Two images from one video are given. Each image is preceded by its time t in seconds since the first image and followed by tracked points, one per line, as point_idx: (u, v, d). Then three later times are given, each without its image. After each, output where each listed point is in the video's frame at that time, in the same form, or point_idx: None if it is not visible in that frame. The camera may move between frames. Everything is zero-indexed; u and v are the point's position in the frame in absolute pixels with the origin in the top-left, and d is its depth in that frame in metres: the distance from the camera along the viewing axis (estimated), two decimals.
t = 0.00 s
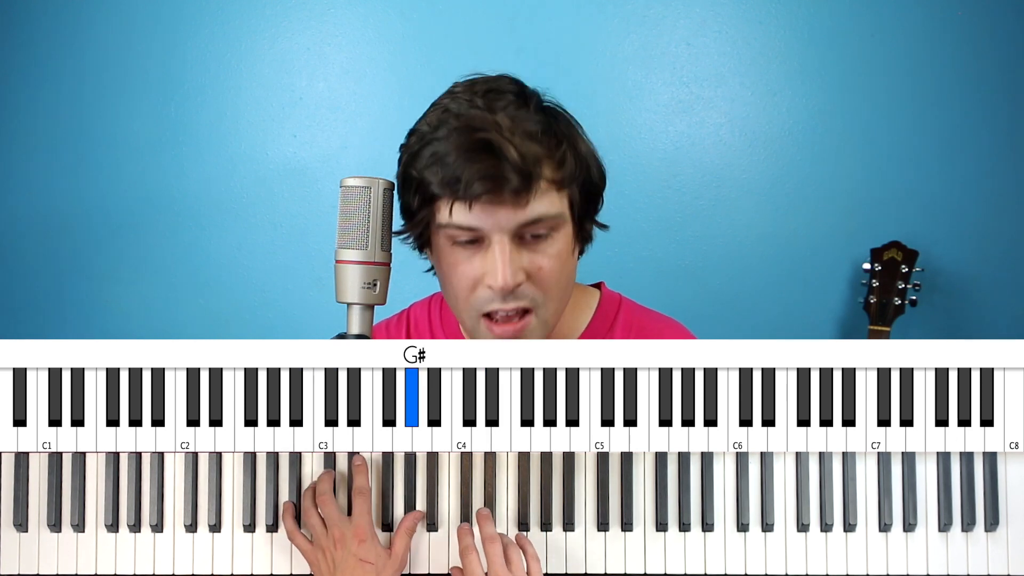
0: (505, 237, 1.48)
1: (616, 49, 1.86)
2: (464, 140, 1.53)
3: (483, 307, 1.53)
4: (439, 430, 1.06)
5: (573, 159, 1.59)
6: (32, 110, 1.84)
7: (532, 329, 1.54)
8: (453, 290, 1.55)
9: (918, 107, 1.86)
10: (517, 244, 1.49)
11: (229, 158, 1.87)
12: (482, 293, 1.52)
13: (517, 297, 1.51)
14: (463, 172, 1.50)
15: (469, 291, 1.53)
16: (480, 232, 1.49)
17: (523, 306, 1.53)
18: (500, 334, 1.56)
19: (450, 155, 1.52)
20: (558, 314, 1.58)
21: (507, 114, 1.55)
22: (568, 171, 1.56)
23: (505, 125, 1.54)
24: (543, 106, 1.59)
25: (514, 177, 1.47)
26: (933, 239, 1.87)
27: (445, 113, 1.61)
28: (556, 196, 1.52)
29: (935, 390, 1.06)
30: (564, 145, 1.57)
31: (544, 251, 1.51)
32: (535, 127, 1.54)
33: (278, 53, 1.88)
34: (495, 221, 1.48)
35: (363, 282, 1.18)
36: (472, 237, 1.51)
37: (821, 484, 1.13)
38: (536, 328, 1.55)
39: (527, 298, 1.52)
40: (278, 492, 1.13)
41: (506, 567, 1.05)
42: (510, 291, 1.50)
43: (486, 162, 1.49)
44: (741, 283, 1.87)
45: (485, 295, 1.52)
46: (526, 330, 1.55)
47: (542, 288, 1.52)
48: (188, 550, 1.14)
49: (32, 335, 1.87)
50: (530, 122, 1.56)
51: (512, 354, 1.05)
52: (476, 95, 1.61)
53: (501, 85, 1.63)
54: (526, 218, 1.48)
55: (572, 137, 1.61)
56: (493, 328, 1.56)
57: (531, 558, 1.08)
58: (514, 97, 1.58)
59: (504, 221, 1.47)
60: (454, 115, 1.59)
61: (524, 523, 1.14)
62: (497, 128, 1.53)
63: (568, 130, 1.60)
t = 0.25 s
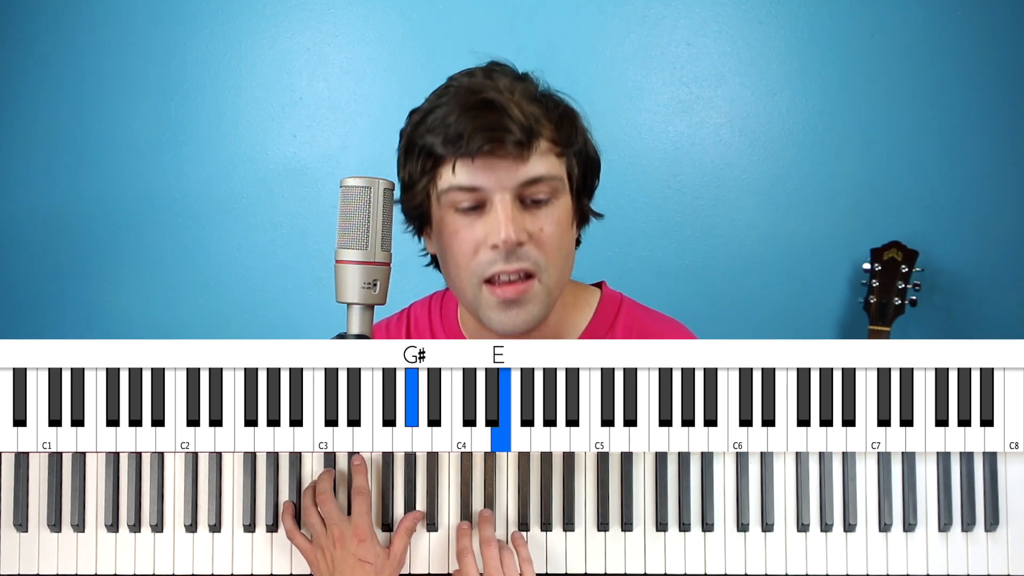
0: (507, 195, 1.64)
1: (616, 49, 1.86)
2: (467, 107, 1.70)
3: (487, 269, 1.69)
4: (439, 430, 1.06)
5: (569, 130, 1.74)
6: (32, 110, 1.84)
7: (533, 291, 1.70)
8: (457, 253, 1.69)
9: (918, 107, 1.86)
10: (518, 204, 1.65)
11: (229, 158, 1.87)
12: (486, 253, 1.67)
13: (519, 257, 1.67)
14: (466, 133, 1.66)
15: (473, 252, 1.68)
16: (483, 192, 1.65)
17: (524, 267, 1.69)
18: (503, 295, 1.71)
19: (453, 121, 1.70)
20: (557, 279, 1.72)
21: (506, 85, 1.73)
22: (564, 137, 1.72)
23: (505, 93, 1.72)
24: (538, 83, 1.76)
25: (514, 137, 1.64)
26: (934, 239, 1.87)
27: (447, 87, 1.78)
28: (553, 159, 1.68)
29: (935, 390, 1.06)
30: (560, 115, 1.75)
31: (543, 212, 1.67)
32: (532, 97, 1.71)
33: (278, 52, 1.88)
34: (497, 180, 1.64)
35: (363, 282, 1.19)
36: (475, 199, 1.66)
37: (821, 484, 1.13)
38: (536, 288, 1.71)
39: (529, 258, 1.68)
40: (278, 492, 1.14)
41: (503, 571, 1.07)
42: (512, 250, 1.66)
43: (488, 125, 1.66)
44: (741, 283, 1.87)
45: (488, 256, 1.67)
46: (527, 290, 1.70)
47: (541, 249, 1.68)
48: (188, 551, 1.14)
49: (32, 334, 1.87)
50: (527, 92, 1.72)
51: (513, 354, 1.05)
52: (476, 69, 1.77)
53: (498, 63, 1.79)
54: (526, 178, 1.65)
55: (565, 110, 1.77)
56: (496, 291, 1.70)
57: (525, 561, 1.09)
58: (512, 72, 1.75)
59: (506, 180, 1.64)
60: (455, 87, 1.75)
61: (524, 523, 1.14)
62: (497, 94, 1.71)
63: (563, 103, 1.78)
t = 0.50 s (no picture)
0: (510, 200, 1.59)
1: (616, 49, 1.86)
2: (473, 110, 1.65)
3: (487, 273, 1.65)
4: (439, 430, 1.06)
5: (575, 132, 1.70)
6: (32, 110, 1.84)
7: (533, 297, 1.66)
8: (457, 256, 1.65)
9: (918, 107, 1.86)
10: (521, 209, 1.60)
11: (229, 158, 1.87)
12: (487, 257, 1.63)
13: (520, 263, 1.63)
14: (470, 137, 1.61)
15: (473, 256, 1.63)
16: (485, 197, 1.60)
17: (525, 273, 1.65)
18: (502, 299, 1.67)
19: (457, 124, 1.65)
20: (558, 284, 1.68)
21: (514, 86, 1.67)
22: (570, 142, 1.68)
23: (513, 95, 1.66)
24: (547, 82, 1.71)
25: (518, 143, 1.60)
26: (934, 239, 1.87)
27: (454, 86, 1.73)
28: (558, 164, 1.63)
29: (935, 390, 1.06)
30: (567, 119, 1.71)
31: (546, 217, 1.62)
32: (539, 99, 1.66)
33: (278, 52, 1.88)
34: (500, 185, 1.59)
35: (363, 282, 1.19)
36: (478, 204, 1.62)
37: (821, 485, 1.13)
38: (536, 294, 1.66)
39: (530, 264, 1.63)
40: (278, 492, 1.14)
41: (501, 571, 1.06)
42: (513, 256, 1.62)
43: (492, 128, 1.61)
44: (742, 283, 1.87)
45: (489, 260, 1.63)
46: (527, 295, 1.66)
47: (543, 256, 1.62)
48: (188, 551, 1.14)
49: (32, 334, 1.87)
50: (534, 93, 1.67)
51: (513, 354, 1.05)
52: (484, 67, 1.72)
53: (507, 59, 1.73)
54: (529, 183, 1.59)
55: (573, 111, 1.73)
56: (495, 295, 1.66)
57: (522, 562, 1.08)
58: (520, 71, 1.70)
59: (509, 185, 1.58)
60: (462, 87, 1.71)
61: (524, 523, 1.14)
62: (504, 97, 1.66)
63: (570, 104, 1.73)
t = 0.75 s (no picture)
0: (503, 245, 1.49)
1: (616, 49, 1.86)
2: (471, 145, 1.52)
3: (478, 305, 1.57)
4: (439, 430, 1.06)
5: (580, 169, 1.56)
6: (31, 111, 1.84)
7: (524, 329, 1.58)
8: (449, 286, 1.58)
9: (919, 107, 1.86)
10: (515, 253, 1.50)
11: (229, 158, 1.87)
12: (478, 293, 1.55)
13: (512, 302, 1.54)
14: (465, 177, 1.50)
15: (464, 289, 1.56)
16: (479, 238, 1.50)
17: (518, 309, 1.56)
18: (493, 329, 1.60)
19: (455, 159, 1.53)
20: (551, 314, 1.60)
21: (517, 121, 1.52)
22: (573, 181, 1.55)
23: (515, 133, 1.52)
24: (554, 111, 1.57)
25: (516, 190, 1.46)
26: (934, 239, 1.87)
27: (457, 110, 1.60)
28: (557, 207, 1.52)
29: (935, 390, 1.06)
30: (574, 156, 1.56)
31: (542, 258, 1.52)
32: (544, 137, 1.52)
33: (278, 52, 1.88)
34: (494, 229, 1.48)
35: (363, 282, 1.18)
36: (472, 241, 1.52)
37: (821, 484, 1.13)
38: (528, 327, 1.58)
39: (522, 303, 1.54)
40: (278, 492, 1.14)
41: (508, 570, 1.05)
42: (505, 296, 1.53)
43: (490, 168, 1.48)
44: (741, 283, 1.87)
45: (480, 295, 1.55)
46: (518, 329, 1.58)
47: (536, 296, 1.54)
48: (188, 550, 1.14)
49: (32, 334, 1.87)
50: (538, 128, 1.53)
51: (512, 354, 1.05)
52: (490, 93, 1.57)
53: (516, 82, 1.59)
54: (525, 229, 1.49)
55: (580, 143, 1.59)
56: (487, 325, 1.59)
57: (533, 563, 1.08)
58: (527, 102, 1.54)
59: (503, 231, 1.48)
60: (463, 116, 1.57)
61: (524, 523, 1.14)
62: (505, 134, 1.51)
63: (578, 135, 1.59)
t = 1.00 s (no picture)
0: (501, 246, 1.49)
1: (616, 49, 1.86)
2: (465, 149, 1.53)
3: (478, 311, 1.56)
4: (439, 430, 1.06)
5: (574, 171, 1.58)
6: (31, 111, 1.84)
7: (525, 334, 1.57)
8: (448, 292, 1.58)
9: (919, 107, 1.86)
10: (512, 255, 1.50)
11: (229, 158, 1.87)
12: (477, 298, 1.54)
13: (511, 305, 1.53)
14: (461, 179, 1.50)
15: (463, 295, 1.55)
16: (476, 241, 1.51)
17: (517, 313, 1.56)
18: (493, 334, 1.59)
19: (449, 163, 1.53)
20: (550, 318, 1.59)
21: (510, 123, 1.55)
22: (567, 182, 1.56)
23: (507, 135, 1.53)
24: (547, 115, 1.59)
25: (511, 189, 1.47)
26: (934, 239, 1.87)
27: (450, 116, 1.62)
28: (554, 208, 1.53)
29: (935, 390, 1.06)
30: (567, 157, 1.58)
31: (539, 260, 1.52)
32: (537, 138, 1.54)
33: (278, 52, 1.88)
34: (490, 231, 1.49)
35: (363, 282, 1.18)
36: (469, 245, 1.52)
37: (821, 484, 1.13)
38: (528, 330, 1.57)
39: (521, 306, 1.54)
40: (278, 492, 1.13)
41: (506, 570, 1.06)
42: (504, 298, 1.52)
43: (484, 169, 1.49)
44: (742, 283, 1.87)
45: (480, 300, 1.54)
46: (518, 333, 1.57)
47: (535, 298, 1.53)
48: (188, 551, 1.14)
49: (32, 335, 1.87)
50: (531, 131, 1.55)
51: (512, 354, 1.05)
52: (482, 100, 1.61)
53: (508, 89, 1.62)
54: (522, 229, 1.49)
55: (572, 147, 1.61)
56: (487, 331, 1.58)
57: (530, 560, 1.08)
58: (520, 105, 1.57)
59: (500, 232, 1.48)
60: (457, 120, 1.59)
61: (524, 523, 1.14)
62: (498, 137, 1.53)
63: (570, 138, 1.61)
